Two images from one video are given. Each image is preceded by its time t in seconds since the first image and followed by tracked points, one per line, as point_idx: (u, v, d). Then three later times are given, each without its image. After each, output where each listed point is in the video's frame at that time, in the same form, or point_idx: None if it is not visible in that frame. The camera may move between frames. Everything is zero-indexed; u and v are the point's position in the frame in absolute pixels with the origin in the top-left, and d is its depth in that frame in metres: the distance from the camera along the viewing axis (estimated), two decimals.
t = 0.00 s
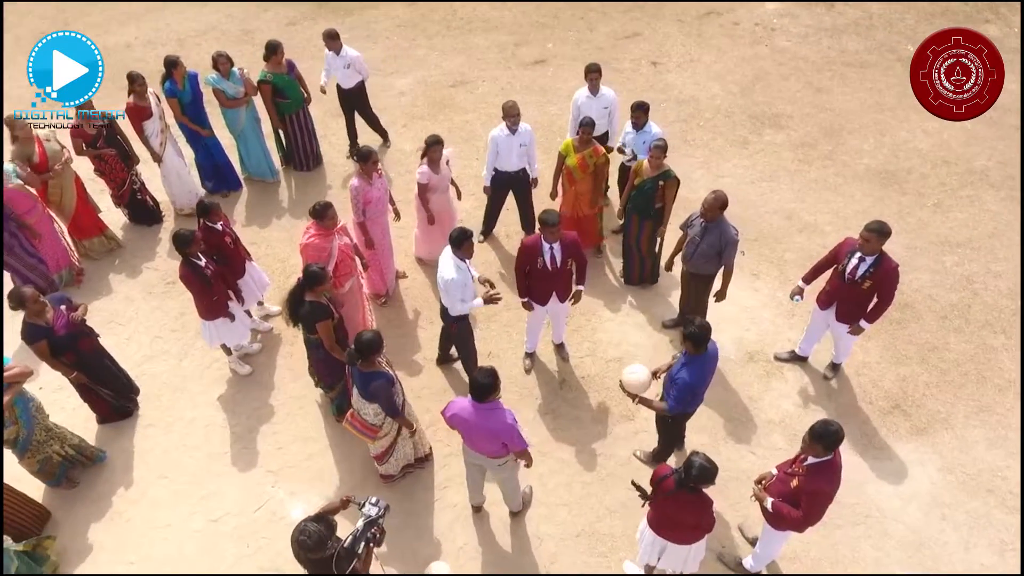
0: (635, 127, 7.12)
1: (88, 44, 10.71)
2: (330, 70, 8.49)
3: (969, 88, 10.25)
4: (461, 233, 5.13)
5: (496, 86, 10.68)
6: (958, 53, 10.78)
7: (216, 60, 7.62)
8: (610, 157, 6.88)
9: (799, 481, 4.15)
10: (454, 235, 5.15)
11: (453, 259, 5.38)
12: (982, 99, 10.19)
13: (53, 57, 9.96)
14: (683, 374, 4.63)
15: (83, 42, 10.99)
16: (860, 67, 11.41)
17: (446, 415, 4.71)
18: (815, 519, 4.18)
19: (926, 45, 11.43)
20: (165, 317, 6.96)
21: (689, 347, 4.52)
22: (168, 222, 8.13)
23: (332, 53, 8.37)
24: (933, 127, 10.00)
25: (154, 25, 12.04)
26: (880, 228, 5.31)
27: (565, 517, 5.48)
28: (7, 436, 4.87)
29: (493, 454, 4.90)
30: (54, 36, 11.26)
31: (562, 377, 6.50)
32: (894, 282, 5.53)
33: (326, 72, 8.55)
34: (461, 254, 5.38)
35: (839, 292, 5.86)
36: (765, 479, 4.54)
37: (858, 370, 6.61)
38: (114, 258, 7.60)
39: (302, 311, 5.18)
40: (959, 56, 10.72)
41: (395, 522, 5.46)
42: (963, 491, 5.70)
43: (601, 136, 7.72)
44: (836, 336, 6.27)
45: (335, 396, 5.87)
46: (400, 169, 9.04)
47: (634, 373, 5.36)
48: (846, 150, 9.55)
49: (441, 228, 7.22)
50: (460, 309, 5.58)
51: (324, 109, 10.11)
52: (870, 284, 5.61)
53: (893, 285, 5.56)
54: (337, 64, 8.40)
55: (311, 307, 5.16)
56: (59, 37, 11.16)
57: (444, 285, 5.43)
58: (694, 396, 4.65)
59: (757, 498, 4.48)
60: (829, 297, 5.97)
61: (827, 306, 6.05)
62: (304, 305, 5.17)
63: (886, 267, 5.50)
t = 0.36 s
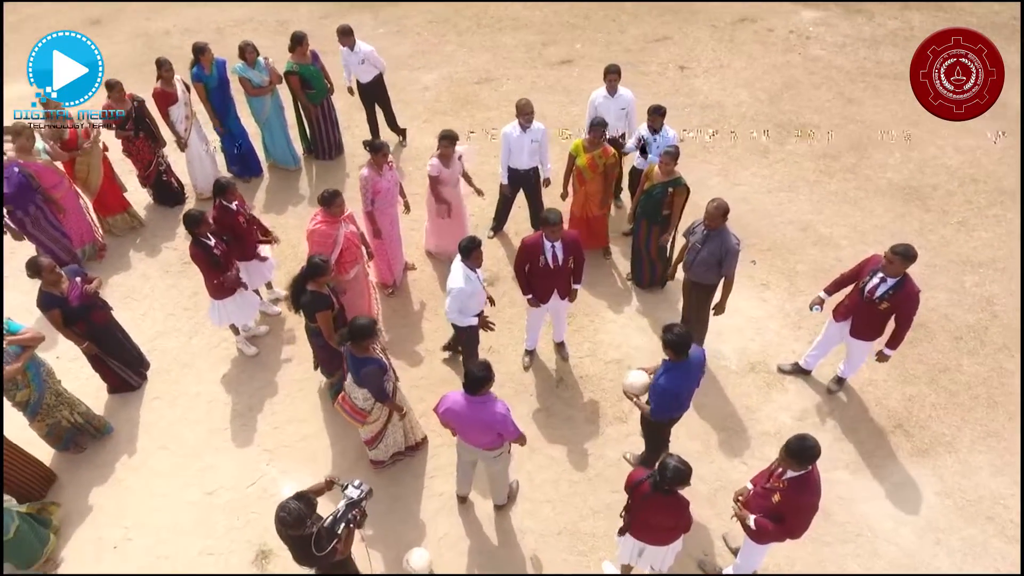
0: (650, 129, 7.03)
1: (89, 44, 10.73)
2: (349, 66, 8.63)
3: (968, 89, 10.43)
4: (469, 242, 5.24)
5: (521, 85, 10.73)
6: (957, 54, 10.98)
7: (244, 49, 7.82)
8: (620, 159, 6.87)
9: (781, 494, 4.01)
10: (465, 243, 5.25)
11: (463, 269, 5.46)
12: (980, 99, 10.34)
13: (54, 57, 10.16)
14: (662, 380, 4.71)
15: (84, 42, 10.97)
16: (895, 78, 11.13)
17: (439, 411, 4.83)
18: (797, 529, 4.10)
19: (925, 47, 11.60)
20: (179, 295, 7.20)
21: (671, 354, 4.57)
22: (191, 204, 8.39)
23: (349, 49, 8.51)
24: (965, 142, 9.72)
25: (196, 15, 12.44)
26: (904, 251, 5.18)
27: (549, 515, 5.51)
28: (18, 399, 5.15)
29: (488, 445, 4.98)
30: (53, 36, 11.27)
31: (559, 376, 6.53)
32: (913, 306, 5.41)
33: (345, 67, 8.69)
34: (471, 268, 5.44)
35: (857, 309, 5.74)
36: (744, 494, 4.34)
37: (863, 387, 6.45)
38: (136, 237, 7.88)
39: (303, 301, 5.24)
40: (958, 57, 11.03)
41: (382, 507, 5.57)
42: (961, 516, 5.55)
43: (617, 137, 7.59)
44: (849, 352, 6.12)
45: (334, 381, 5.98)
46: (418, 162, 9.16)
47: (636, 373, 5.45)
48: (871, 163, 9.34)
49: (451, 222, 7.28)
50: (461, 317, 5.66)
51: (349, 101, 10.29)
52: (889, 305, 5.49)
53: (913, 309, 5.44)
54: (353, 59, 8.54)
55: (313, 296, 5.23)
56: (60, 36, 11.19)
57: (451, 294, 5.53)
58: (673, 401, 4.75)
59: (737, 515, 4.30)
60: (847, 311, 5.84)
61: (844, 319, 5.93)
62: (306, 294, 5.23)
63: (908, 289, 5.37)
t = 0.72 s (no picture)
0: (668, 134, 6.93)
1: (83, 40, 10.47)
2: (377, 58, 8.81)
3: (968, 89, 10.31)
4: (474, 239, 5.16)
5: (551, 84, 10.76)
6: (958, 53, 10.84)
7: (278, 38, 8.11)
8: (633, 164, 6.83)
9: (748, 505, 3.96)
10: (468, 241, 5.18)
11: (464, 267, 5.36)
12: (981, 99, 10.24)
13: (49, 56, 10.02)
14: (648, 374, 4.72)
15: (80, 40, 10.66)
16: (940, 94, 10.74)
17: (433, 407, 4.66)
18: (767, 544, 4.02)
19: (925, 45, 11.46)
20: (199, 270, 7.50)
21: (661, 349, 4.63)
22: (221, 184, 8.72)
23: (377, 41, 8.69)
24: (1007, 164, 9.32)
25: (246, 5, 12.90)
26: (930, 269, 5.04)
27: (531, 509, 5.56)
28: (38, 354, 5.47)
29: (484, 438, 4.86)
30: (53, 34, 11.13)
31: (557, 373, 6.56)
32: (930, 326, 5.27)
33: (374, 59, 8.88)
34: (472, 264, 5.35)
35: (873, 322, 5.62)
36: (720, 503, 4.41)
37: (868, 408, 6.29)
38: (166, 213, 8.23)
39: (303, 287, 5.42)
40: (959, 57, 10.80)
41: (370, 487, 5.70)
42: (957, 546, 5.37)
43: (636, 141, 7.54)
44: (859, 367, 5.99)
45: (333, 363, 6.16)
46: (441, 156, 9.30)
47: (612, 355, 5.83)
48: (904, 180, 9.04)
49: (463, 216, 7.39)
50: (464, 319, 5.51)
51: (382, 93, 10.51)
52: (907, 322, 5.37)
53: (930, 329, 5.29)
54: (382, 51, 8.73)
55: (312, 284, 5.42)
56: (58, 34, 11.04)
57: (451, 290, 5.38)
58: (652, 396, 4.79)
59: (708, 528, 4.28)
60: (864, 323, 5.71)
61: (860, 331, 5.82)
62: (305, 281, 5.41)
63: (929, 305, 5.24)
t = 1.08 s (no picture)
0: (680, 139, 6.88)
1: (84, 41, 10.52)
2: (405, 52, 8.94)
3: (969, 88, 10.25)
4: (473, 229, 5.18)
5: (576, 85, 10.77)
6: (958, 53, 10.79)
7: (306, 29, 8.32)
8: (644, 167, 6.82)
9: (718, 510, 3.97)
10: (467, 231, 5.21)
11: (463, 258, 5.39)
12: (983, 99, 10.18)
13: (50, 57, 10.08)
14: (647, 365, 4.74)
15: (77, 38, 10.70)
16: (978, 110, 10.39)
17: (417, 392, 4.70)
18: (735, 549, 4.03)
19: (925, 45, 11.41)
20: (217, 251, 7.75)
21: (661, 343, 4.63)
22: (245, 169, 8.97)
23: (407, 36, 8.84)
24: None
25: None
26: (934, 271, 4.96)
27: (515, 502, 5.61)
28: (55, 322, 5.74)
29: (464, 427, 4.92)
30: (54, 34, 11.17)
31: (554, 371, 6.59)
32: (939, 328, 5.13)
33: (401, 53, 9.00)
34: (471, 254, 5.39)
35: (880, 331, 5.49)
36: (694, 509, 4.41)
37: (869, 426, 6.15)
38: (190, 195, 8.51)
39: (307, 268, 5.53)
40: (958, 57, 10.72)
41: (360, 470, 5.82)
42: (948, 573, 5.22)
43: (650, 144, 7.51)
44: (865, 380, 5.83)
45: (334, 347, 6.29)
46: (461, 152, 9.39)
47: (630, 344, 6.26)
48: (932, 197, 8.78)
49: (472, 211, 7.45)
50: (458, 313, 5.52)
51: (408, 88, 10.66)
52: (914, 326, 5.23)
53: (939, 331, 5.15)
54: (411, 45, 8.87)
55: (316, 264, 5.53)
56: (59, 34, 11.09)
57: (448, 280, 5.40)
58: (649, 386, 4.82)
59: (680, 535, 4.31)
60: (872, 333, 5.59)
61: (868, 343, 5.69)
62: (310, 261, 5.53)
63: (935, 307, 5.13)
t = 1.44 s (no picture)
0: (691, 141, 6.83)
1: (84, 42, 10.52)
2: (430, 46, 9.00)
3: (968, 88, 10.33)
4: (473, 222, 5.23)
5: (596, 86, 10.75)
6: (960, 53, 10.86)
7: (328, 23, 8.46)
8: (652, 167, 6.79)
9: (700, 514, 3.97)
10: (467, 224, 5.25)
11: (464, 250, 5.46)
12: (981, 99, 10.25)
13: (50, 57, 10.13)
14: (647, 362, 4.72)
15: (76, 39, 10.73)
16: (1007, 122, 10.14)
17: (406, 379, 4.73)
18: (718, 551, 4.05)
19: (925, 45, 11.45)
20: (231, 238, 7.91)
21: (662, 339, 4.62)
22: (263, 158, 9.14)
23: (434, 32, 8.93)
24: None
25: None
26: (938, 275, 4.88)
27: (507, 497, 5.64)
28: (70, 299, 5.92)
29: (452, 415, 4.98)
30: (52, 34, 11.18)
31: (555, 369, 6.60)
32: (952, 332, 5.02)
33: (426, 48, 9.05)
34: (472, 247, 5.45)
35: (892, 339, 5.38)
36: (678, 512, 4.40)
37: (871, 439, 6.05)
38: (209, 182, 8.69)
39: (313, 251, 5.63)
40: (959, 57, 10.82)
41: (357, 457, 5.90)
42: None
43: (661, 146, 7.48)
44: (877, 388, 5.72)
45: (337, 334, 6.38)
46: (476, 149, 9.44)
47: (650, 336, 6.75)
48: (954, 210, 8.59)
49: (481, 207, 7.49)
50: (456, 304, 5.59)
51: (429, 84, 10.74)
52: (926, 332, 5.12)
53: (952, 335, 5.04)
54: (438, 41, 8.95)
55: (321, 249, 5.61)
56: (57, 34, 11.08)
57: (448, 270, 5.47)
58: (649, 383, 4.79)
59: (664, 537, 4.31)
60: (883, 341, 5.48)
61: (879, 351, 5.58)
62: (315, 245, 5.62)
63: (944, 312, 5.03)
